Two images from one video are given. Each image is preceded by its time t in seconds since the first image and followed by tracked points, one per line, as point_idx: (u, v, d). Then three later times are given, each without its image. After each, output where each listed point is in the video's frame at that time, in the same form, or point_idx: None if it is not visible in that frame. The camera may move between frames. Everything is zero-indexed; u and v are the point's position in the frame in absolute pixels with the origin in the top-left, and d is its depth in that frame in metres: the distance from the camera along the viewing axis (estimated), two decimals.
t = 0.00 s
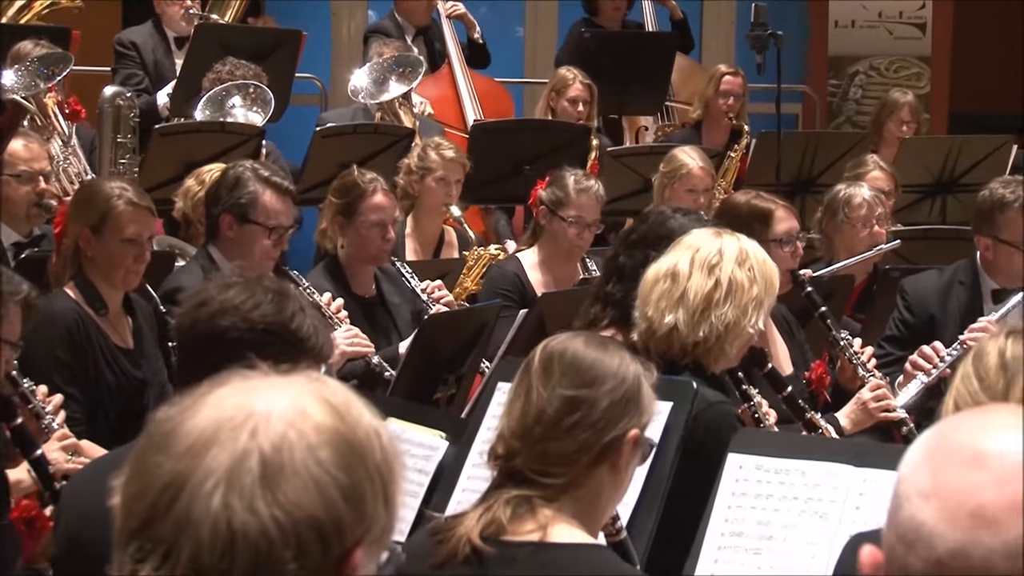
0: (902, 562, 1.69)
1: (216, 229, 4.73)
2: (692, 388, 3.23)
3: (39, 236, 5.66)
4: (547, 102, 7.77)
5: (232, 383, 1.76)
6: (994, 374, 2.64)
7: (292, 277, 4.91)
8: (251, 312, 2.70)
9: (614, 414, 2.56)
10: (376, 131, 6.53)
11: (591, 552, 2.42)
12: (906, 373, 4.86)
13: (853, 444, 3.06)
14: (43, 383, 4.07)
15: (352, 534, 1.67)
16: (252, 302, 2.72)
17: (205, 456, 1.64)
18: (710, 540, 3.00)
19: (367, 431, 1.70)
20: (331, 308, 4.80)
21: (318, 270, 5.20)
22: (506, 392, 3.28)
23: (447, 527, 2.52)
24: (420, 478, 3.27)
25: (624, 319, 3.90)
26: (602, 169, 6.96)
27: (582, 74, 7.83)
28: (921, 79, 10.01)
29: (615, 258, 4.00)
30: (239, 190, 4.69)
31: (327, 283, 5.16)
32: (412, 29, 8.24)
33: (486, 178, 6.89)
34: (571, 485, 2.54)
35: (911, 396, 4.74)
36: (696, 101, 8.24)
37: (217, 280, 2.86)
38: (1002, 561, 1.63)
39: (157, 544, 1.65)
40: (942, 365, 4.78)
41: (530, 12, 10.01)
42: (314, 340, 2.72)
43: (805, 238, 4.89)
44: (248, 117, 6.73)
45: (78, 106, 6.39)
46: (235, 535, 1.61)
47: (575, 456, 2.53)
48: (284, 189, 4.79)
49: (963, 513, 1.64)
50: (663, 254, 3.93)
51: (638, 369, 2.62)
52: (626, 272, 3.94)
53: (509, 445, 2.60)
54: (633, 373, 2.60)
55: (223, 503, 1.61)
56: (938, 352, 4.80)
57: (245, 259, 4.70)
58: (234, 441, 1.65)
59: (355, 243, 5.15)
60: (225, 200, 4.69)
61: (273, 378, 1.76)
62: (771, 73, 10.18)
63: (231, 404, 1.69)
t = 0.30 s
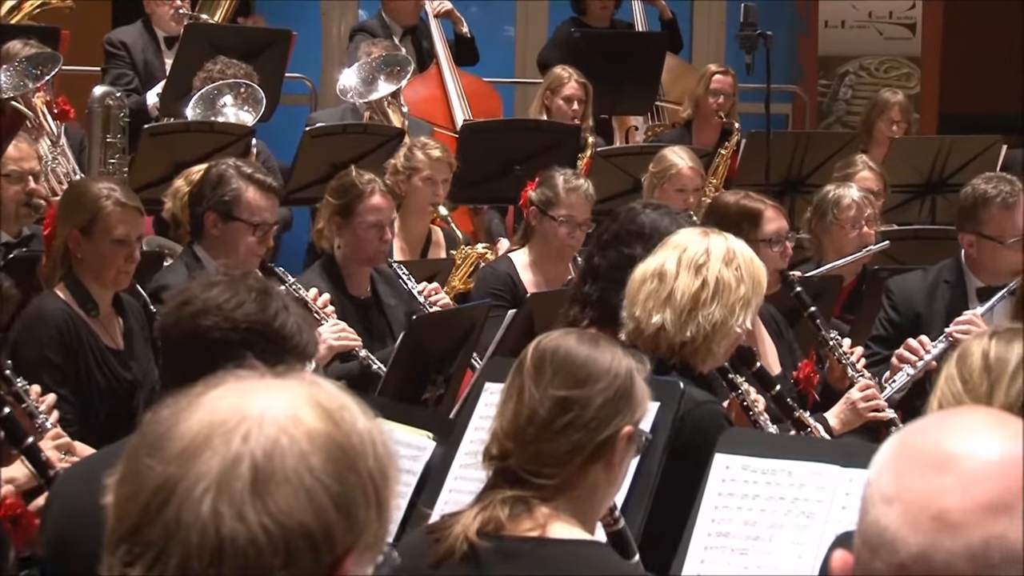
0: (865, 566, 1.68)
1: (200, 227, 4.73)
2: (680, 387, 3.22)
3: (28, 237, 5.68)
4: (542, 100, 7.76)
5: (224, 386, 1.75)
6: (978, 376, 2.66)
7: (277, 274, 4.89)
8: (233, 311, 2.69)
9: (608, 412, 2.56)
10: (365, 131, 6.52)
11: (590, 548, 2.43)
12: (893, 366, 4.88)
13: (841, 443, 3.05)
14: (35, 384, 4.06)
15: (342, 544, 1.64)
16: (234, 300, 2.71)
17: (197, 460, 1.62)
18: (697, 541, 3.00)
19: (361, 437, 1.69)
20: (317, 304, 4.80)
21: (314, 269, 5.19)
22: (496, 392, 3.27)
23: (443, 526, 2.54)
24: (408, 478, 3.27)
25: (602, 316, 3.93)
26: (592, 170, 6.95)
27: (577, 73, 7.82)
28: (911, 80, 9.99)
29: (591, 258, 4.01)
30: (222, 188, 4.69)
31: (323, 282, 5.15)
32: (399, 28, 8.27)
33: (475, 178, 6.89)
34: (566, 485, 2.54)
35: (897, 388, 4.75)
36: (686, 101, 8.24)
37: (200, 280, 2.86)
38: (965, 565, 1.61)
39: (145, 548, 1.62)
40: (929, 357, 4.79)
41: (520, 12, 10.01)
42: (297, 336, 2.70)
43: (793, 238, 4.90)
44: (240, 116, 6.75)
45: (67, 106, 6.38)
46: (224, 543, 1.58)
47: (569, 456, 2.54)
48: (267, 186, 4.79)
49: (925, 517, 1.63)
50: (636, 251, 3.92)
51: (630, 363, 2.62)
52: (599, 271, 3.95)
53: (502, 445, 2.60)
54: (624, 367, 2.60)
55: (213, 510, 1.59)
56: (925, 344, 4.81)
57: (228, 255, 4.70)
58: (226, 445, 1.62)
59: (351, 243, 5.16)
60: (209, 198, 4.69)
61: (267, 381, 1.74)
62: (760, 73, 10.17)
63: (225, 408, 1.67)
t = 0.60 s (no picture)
0: (838, 569, 1.72)
1: (182, 229, 4.73)
2: (665, 387, 3.22)
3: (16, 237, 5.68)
4: (536, 100, 7.75)
5: (231, 388, 1.81)
6: (960, 379, 2.66)
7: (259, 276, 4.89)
8: (211, 310, 2.72)
9: (587, 409, 2.57)
10: (354, 132, 6.53)
11: (577, 543, 2.46)
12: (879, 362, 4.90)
13: (823, 442, 3.06)
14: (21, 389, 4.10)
15: (342, 545, 1.70)
16: (211, 299, 2.75)
17: (201, 458, 1.67)
18: (681, 542, 3.00)
19: (364, 443, 1.75)
20: (299, 305, 4.79)
21: (310, 270, 5.19)
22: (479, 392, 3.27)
23: (424, 526, 2.54)
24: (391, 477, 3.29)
25: (576, 315, 3.95)
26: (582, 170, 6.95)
27: (571, 73, 7.82)
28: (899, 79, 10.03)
29: (559, 260, 4.00)
30: (204, 190, 4.71)
31: (318, 285, 5.15)
32: (388, 30, 8.27)
33: (466, 178, 6.87)
34: (548, 482, 2.56)
35: (881, 385, 4.79)
36: (674, 100, 8.24)
37: (178, 279, 2.86)
38: (938, 565, 1.65)
39: (148, 544, 1.67)
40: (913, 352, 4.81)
41: (509, 10, 10.02)
42: (275, 334, 2.77)
43: (783, 239, 4.87)
44: (228, 117, 6.72)
45: (55, 107, 6.38)
46: (228, 538, 1.63)
47: (550, 455, 2.55)
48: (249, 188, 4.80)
49: (895, 518, 1.67)
50: (605, 248, 3.94)
51: (605, 352, 2.63)
52: (570, 271, 3.95)
53: (481, 446, 2.60)
54: (599, 358, 2.61)
55: (217, 505, 1.64)
56: (910, 340, 4.83)
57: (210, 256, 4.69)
58: (233, 444, 1.68)
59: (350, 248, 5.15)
60: (191, 199, 4.70)
61: (272, 387, 1.79)
62: (748, 73, 10.18)
63: (232, 410, 1.72)
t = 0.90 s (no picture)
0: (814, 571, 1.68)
1: (166, 229, 4.73)
2: (652, 388, 3.23)
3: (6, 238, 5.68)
4: (529, 99, 7.75)
5: (247, 389, 1.83)
6: (945, 379, 2.66)
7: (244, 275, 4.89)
8: (190, 310, 2.71)
9: (559, 407, 2.56)
10: (343, 132, 6.54)
11: (549, 543, 2.46)
12: (869, 360, 4.90)
13: (810, 444, 3.06)
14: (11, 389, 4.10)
15: (350, 540, 1.70)
16: (191, 297, 2.73)
17: (214, 450, 1.68)
18: (669, 543, 3.00)
19: (375, 444, 1.75)
20: (285, 305, 4.78)
21: (300, 270, 5.19)
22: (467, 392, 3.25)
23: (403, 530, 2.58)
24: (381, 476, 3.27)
25: (554, 312, 3.95)
26: (573, 172, 6.95)
27: (565, 74, 7.82)
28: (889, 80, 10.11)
29: (536, 257, 4.02)
30: (188, 189, 4.70)
31: (307, 285, 5.15)
32: (379, 31, 8.27)
33: (455, 178, 6.86)
34: (523, 483, 2.55)
35: (872, 382, 4.79)
36: (664, 100, 8.24)
37: (159, 274, 2.86)
38: (916, 567, 1.62)
39: (159, 532, 1.68)
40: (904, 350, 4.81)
41: (500, 9, 10.01)
42: (257, 329, 2.74)
43: (775, 241, 4.77)
44: (218, 116, 6.69)
45: (45, 108, 6.38)
46: (238, 524, 1.64)
47: (523, 455, 2.54)
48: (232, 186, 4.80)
49: (873, 521, 1.64)
50: (582, 245, 3.94)
51: (576, 347, 2.61)
52: (547, 268, 3.97)
53: (454, 447, 2.61)
54: (569, 354, 2.59)
55: (229, 494, 1.65)
56: (900, 337, 4.83)
57: (194, 256, 4.70)
58: (244, 438, 1.69)
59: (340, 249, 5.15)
60: (175, 199, 4.70)
61: (286, 389, 1.81)
62: (737, 72, 10.18)
63: (244, 407, 1.74)
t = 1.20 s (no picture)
0: (793, 567, 1.67)
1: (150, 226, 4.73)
2: (638, 386, 3.24)
3: None
4: (517, 99, 7.75)
5: (240, 386, 1.83)
6: (927, 379, 2.67)
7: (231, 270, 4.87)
8: (170, 309, 2.71)
9: (528, 408, 2.57)
10: (332, 131, 6.53)
11: (522, 544, 2.50)
12: (856, 360, 4.91)
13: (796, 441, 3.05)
14: None
15: (343, 527, 1.71)
16: (171, 295, 2.73)
17: (210, 439, 1.69)
18: (654, 542, 3.00)
19: (368, 437, 1.77)
20: (271, 298, 4.77)
21: (282, 268, 5.19)
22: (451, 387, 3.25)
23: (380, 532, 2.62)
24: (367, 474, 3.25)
25: (537, 311, 3.95)
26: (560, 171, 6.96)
27: (553, 73, 7.82)
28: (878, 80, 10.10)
29: (521, 256, 4.02)
30: (171, 185, 4.70)
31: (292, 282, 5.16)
32: (371, 30, 8.27)
33: (442, 178, 6.86)
34: (496, 485, 2.57)
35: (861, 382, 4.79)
36: (651, 100, 8.24)
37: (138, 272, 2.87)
38: (895, 563, 1.61)
39: (154, 518, 1.68)
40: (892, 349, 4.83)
41: (490, 9, 10.01)
42: (238, 326, 2.75)
43: (764, 239, 4.76)
44: (207, 115, 6.69)
45: (33, 107, 6.37)
46: (234, 509, 1.64)
47: (494, 457, 2.56)
48: (215, 182, 4.81)
49: (852, 517, 1.63)
50: (566, 244, 3.95)
51: (545, 345, 2.62)
52: (530, 266, 3.97)
53: (426, 451, 2.62)
54: (537, 352, 2.59)
55: (226, 480, 1.65)
56: (889, 336, 4.85)
57: (178, 251, 4.69)
58: (241, 427, 1.70)
59: (321, 242, 5.18)
60: (158, 195, 4.70)
61: (277, 386, 1.82)
62: (725, 71, 10.18)
63: (240, 400, 1.75)
